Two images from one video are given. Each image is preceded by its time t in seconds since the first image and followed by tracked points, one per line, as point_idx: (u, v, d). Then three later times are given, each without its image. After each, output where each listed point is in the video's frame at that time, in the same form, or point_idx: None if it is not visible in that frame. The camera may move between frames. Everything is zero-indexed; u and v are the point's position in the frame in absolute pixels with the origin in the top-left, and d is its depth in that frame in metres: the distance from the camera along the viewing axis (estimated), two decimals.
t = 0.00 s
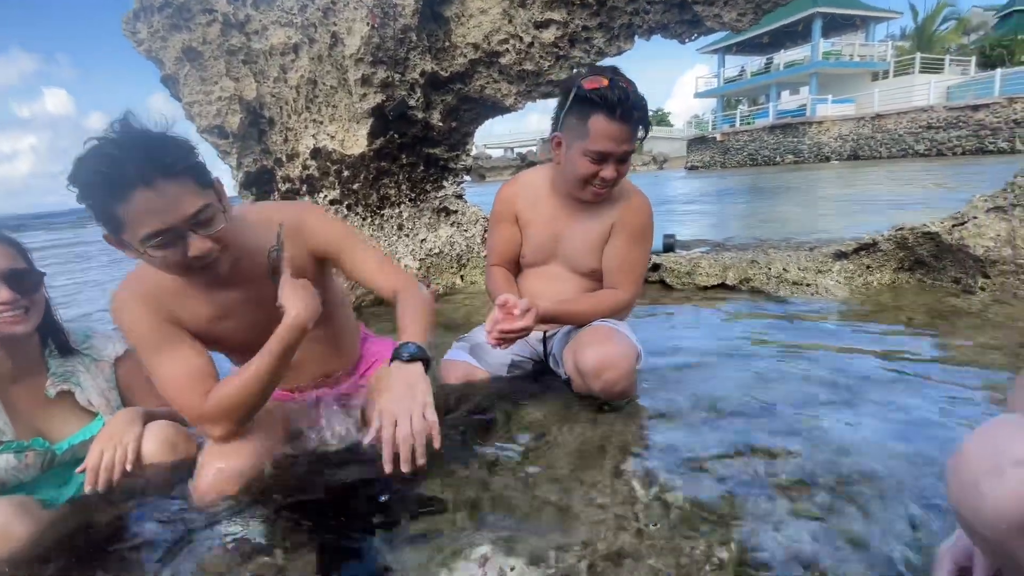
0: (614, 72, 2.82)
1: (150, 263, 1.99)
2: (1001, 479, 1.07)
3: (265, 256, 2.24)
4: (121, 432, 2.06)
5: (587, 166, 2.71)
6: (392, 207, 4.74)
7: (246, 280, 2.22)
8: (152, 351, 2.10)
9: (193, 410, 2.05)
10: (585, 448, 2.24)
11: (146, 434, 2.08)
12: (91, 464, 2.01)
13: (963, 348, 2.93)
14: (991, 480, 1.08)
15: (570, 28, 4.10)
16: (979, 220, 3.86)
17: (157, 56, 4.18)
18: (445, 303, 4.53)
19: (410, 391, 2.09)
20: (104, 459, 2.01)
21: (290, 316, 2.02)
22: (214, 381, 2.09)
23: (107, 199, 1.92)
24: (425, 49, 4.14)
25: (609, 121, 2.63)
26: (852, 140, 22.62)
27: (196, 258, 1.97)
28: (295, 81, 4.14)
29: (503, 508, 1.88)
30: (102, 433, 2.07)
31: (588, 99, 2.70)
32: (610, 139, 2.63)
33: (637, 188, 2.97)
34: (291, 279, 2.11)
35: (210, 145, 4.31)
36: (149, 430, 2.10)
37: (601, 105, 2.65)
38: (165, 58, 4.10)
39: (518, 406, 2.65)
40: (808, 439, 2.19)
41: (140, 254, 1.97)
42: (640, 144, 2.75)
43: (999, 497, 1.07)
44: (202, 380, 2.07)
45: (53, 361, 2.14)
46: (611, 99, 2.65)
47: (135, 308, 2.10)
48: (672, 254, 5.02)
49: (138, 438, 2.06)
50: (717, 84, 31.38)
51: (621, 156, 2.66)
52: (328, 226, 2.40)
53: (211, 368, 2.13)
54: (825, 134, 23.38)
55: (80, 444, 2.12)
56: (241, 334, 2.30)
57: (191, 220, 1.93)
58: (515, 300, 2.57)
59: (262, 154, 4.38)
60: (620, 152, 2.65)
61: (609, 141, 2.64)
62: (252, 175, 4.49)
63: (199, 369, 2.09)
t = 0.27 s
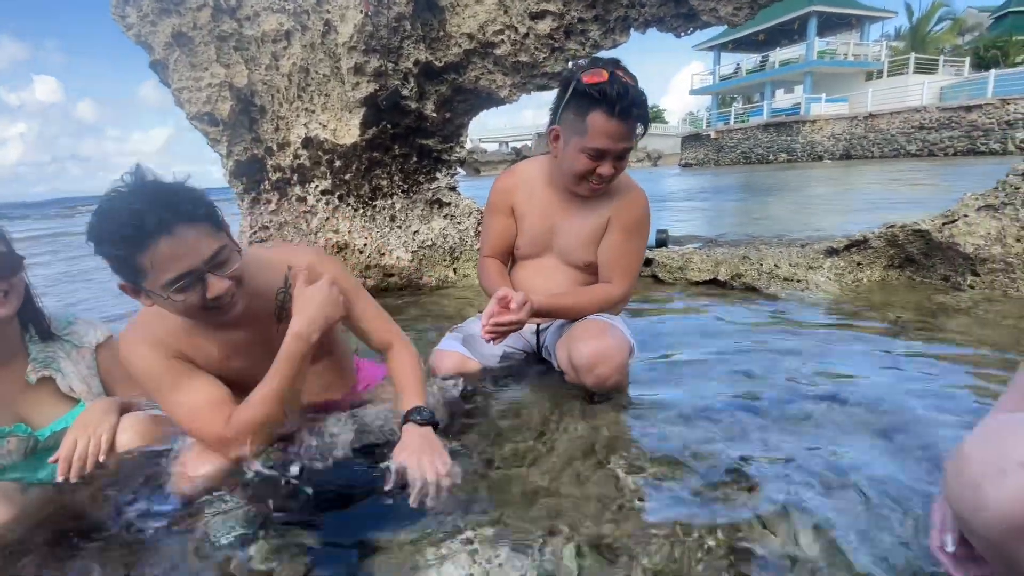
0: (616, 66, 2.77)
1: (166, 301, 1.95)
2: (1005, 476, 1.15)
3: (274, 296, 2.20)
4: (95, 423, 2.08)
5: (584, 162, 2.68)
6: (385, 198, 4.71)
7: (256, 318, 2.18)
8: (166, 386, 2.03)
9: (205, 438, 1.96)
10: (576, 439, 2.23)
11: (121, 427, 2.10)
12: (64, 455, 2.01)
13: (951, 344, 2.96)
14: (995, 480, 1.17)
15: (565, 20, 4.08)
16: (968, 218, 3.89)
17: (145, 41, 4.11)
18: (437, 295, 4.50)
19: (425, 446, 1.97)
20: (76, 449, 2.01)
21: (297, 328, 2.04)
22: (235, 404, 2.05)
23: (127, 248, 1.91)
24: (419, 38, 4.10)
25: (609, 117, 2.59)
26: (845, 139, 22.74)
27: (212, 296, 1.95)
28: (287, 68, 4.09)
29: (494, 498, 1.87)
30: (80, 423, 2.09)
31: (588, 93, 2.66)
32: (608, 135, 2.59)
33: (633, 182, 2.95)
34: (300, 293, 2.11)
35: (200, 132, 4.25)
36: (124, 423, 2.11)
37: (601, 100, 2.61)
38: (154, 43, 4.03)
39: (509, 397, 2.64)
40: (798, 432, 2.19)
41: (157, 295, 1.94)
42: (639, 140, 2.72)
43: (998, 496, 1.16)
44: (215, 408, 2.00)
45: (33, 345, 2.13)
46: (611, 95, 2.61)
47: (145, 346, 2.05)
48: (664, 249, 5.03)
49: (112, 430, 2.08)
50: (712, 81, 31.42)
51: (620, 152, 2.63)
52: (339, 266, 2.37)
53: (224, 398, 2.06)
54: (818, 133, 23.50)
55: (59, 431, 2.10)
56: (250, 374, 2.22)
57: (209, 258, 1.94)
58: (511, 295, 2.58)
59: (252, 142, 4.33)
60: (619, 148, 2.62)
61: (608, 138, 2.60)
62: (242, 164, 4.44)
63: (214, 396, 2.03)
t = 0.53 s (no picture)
0: (616, 63, 2.76)
1: (218, 308, 1.96)
2: (979, 471, 1.21)
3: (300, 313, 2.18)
4: (96, 417, 2.07)
5: (579, 160, 2.70)
6: (381, 191, 4.71)
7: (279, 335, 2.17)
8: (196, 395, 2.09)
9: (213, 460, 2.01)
10: (569, 432, 2.26)
11: (121, 420, 2.08)
12: (64, 450, 2.02)
13: (941, 341, 3.00)
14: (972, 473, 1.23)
15: (563, 14, 4.07)
16: (961, 216, 3.92)
17: (140, 31, 4.08)
18: (433, 289, 4.52)
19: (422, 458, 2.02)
20: (78, 445, 2.02)
21: (325, 363, 2.08)
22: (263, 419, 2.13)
23: (184, 259, 1.90)
24: (416, 31, 4.08)
25: (603, 116, 2.59)
26: (842, 136, 22.78)
27: (265, 303, 1.96)
28: (283, 60, 4.06)
29: (488, 489, 1.89)
30: (78, 416, 2.08)
31: (582, 92, 2.66)
32: (604, 134, 2.60)
33: (630, 177, 2.96)
34: (328, 324, 2.10)
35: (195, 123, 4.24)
36: (125, 416, 2.09)
37: (596, 99, 2.61)
38: (149, 33, 4.00)
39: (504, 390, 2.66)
40: (788, 426, 2.23)
41: (209, 302, 1.95)
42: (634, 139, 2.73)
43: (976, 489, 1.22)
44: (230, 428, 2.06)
45: (24, 338, 2.13)
46: (606, 94, 2.61)
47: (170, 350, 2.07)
48: (660, 245, 5.04)
49: (113, 423, 2.07)
50: (711, 77, 31.36)
51: (615, 152, 2.64)
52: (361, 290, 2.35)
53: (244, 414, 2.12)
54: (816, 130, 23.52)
55: (50, 422, 2.10)
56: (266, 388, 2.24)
57: (264, 267, 1.95)
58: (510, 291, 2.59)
59: (248, 134, 4.32)
60: (614, 147, 2.63)
61: (604, 137, 2.61)
62: (238, 156, 4.43)
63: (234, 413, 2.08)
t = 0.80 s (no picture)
0: (610, 68, 2.78)
1: (259, 293, 1.97)
2: (961, 472, 1.24)
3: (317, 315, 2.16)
4: (96, 409, 2.07)
5: (570, 163, 2.72)
6: (375, 192, 4.72)
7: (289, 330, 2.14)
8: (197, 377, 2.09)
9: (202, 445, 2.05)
10: (558, 433, 2.28)
11: (122, 411, 2.09)
12: (66, 440, 2.00)
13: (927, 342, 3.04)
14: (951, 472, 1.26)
15: (557, 16, 4.09)
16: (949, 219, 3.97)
17: (134, 31, 4.09)
18: (427, 289, 4.53)
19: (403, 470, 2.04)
20: (81, 435, 2.00)
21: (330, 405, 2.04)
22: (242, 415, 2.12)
23: (234, 244, 1.92)
24: (410, 32, 4.10)
25: (594, 120, 2.61)
26: (836, 138, 22.93)
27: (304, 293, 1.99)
28: (277, 60, 4.07)
29: (476, 489, 1.92)
30: (77, 409, 2.07)
31: (574, 96, 2.68)
32: (595, 138, 2.63)
33: (621, 179, 2.99)
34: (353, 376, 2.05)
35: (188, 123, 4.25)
36: (126, 407, 2.11)
37: (587, 103, 2.63)
38: (143, 33, 4.01)
39: (495, 392, 2.69)
40: (774, 426, 2.26)
41: (251, 287, 1.97)
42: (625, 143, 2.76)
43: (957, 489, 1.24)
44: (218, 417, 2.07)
45: (18, 337, 2.13)
46: (597, 98, 2.63)
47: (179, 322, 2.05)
48: (653, 246, 5.08)
49: (115, 414, 2.08)
50: (706, 79, 31.52)
51: (606, 156, 2.67)
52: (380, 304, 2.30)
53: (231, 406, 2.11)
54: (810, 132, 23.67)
55: (46, 419, 2.07)
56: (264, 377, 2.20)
57: (308, 258, 1.98)
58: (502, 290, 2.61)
59: (242, 134, 4.33)
60: (605, 152, 2.66)
61: (595, 141, 2.64)
62: (232, 156, 4.44)
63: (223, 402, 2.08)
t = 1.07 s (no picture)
0: (603, 76, 2.81)
1: (321, 305, 1.97)
2: (948, 476, 1.25)
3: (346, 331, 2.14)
4: (99, 410, 2.09)
5: (565, 170, 2.75)
6: (372, 196, 4.74)
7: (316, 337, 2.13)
8: (219, 376, 2.01)
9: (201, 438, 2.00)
10: (553, 437, 2.31)
11: (125, 413, 2.11)
12: (69, 441, 2.02)
13: (919, 344, 3.06)
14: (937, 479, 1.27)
15: (552, 22, 4.12)
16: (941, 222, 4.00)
17: (131, 37, 4.10)
18: (423, 293, 4.55)
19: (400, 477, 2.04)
20: (82, 436, 2.03)
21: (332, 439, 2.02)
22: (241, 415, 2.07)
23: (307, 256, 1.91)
24: (406, 37, 4.12)
25: (590, 128, 2.63)
26: (832, 140, 23.04)
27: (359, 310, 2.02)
28: (274, 66, 4.08)
29: (471, 494, 1.94)
30: (80, 411, 2.09)
31: (570, 104, 2.70)
32: (591, 146, 2.65)
33: (616, 185, 3.02)
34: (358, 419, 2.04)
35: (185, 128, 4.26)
36: (129, 409, 2.11)
37: (583, 112, 2.65)
38: (140, 39, 4.03)
39: (490, 396, 2.71)
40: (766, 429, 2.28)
41: (314, 298, 1.96)
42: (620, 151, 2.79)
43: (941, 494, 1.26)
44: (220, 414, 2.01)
45: (21, 342, 2.14)
46: (593, 107, 2.65)
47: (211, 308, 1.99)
48: (649, 248, 5.10)
49: (117, 416, 2.09)
50: (703, 81, 31.64)
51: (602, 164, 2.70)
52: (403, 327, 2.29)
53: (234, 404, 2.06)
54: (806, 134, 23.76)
55: (50, 424, 2.07)
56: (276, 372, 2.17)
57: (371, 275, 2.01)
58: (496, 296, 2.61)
59: (239, 139, 4.36)
60: (601, 159, 2.69)
61: (591, 149, 2.67)
62: (228, 161, 4.47)
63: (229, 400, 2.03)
